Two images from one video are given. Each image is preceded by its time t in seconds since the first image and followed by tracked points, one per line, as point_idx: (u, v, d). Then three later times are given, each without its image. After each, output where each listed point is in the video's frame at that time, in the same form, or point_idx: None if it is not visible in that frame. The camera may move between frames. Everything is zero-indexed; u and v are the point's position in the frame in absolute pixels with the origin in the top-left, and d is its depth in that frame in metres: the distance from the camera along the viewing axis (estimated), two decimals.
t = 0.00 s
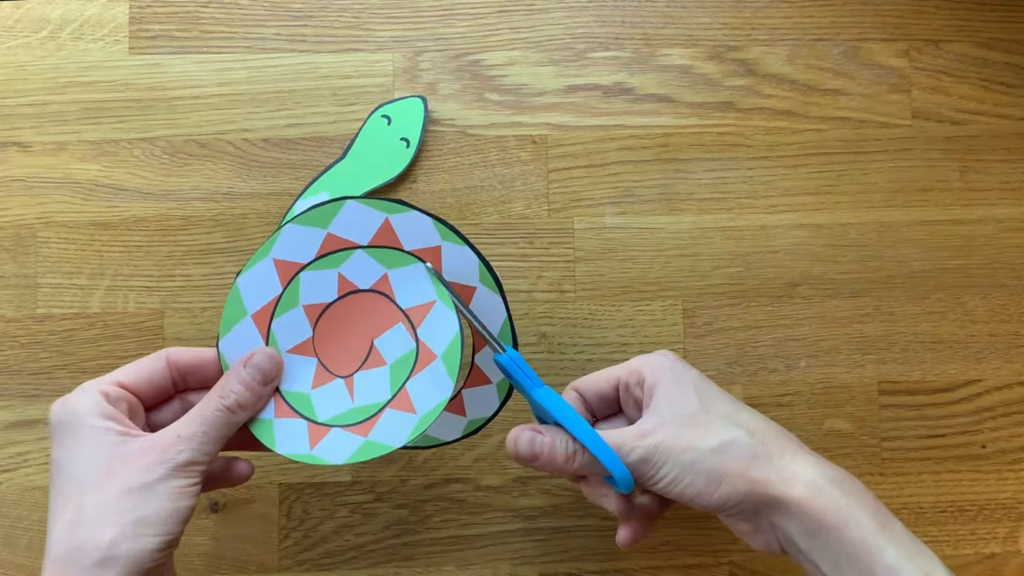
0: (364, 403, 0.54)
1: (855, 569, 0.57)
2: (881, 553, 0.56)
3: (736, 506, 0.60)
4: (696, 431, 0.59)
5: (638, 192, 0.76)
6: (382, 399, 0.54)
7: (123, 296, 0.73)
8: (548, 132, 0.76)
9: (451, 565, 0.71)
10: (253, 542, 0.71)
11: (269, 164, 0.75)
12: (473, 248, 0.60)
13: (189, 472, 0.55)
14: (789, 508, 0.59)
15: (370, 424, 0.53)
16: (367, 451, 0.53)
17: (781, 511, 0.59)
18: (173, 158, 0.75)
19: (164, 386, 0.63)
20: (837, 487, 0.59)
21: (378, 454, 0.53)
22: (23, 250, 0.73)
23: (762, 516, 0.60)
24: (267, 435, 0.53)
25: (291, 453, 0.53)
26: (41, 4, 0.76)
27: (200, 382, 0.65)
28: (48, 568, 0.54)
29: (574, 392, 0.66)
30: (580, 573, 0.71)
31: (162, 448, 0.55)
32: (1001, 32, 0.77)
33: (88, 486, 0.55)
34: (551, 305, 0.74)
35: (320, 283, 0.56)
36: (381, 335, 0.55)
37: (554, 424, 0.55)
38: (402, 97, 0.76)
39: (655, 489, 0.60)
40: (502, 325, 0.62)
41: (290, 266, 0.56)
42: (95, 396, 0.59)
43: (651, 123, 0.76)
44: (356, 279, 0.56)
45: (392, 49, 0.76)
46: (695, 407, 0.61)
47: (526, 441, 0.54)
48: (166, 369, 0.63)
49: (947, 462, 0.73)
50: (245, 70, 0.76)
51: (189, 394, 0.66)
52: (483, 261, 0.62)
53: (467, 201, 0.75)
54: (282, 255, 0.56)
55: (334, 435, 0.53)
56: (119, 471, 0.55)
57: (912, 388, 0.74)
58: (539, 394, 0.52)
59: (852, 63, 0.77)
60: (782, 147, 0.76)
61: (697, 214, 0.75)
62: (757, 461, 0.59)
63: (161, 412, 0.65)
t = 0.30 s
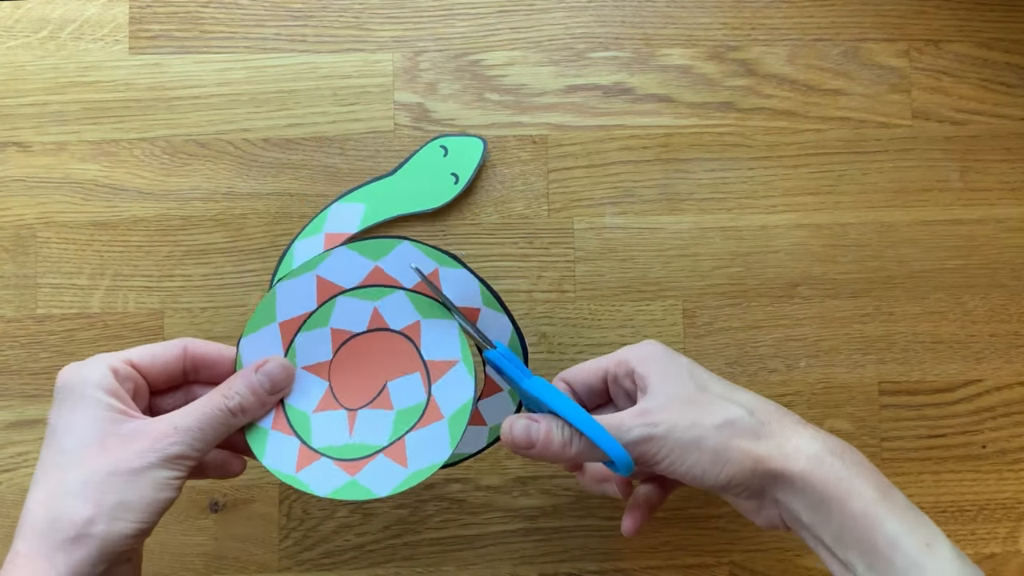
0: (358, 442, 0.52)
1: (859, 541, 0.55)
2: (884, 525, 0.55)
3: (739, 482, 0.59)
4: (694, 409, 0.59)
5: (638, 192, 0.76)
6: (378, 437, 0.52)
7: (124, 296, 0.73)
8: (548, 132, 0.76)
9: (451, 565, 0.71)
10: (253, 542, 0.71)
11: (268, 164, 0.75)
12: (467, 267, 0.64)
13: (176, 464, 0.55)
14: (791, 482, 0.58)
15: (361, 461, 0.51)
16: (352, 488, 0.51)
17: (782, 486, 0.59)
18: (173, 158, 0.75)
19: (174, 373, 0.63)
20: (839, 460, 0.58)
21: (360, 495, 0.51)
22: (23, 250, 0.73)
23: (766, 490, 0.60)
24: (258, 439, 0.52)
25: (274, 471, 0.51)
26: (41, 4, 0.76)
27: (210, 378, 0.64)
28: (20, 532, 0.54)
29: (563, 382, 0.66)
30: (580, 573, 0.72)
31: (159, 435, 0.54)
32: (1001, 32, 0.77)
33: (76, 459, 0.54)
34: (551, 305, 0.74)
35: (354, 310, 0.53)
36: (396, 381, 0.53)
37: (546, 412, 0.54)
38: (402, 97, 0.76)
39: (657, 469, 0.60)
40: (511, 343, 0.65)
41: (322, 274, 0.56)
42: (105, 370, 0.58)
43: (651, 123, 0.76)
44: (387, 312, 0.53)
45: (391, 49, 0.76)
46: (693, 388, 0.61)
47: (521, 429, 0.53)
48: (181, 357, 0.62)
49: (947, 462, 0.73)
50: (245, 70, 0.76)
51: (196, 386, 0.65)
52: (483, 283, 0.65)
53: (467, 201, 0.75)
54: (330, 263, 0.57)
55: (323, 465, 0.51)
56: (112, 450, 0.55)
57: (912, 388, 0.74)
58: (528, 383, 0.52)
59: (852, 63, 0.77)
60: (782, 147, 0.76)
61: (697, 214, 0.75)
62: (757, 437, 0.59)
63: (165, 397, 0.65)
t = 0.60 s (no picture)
0: (305, 433, 0.51)
1: (855, 550, 0.56)
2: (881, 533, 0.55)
3: (734, 494, 0.60)
4: (685, 421, 0.59)
5: (638, 192, 0.76)
6: (327, 432, 0.51)
7: (124, 296, 0.73)
8: (548, 132, 0.76)
9: (451, 565, 0.71)
10: (253, 542, 0.71)
11: (268, 164, 0.75)
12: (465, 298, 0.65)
13: (143, 428, 0.54)
14: (786, 492, 0.58)
15: (302, 454, 0.50)
16: (285, 479, 0.50)
17: (777, 495, 0.59)
18: (173, 158, 0.75)
19: (142, 338, 0.64)
20: (834, 468, 0.58)
21: (292, 485, 0.50)
22: (23, 250, 0.73)
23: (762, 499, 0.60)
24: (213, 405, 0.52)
25: (218, 440, 0.51)
26: (41, 4, 0.76)
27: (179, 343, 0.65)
28: None
29: (559, 396, 0.66)
30: (580, 573, 0.72)
31: (124, 398, 0.54)
32: (1001, 32, 0.77)
33: (42, 422, 0.54)
34: (551, 305, 0.74)
35: (344, 305, 0.54)
36: (363, 386, 0.52)
37: (544, 434, 0.55)
38: (402, 97, 0.76)
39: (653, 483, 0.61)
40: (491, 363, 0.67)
41: (324, 259, 0.57)
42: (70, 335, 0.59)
43: (651, 123, 0.76)
44: (374, 315, 0.53)
45: (391, 49, 0.76)
46: (686, 397, 0.61)
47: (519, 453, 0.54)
48: (147, 321, 0.63)
49: (947, 462, 0.73)
50: (244, 70, 0.76)
51: (163, 351, 0.66)
52: (477, 314, 0.67)
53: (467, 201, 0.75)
54: (332, 252, 0.58)
55: (265, 448, 0.50)
56: (77, 414, 0.54)
57: (912, 388, 0.74)
58: (525, 404, 0.51)
59: (852, 63, 0.77)
60: (783, 147, 0.76)
61: (697, 214, 0.75)
62: (751, 447, 0.59)
63: (132, 362, 0.66)
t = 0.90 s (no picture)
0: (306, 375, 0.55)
1: (818, 555, 0.57)
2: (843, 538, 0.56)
3: (704, 490, 0.59)
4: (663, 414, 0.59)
5: (638, 192, 0.76)
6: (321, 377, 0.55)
7: (124, 296, 0.73)
8: (549, 132, 0.76)
9: (451, 565, 0.71)
10: (253, 542, 0.71)
11: (269, 164, 0.75)
12: (466, 241, 0.60)
13: (192, 498, 0.54)
14: (754, 493, 0.58)
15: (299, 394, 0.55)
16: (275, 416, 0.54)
17: (746, 497, 0.59)
18: (173, 158, 0.75)
19: (181, 410, 0.62)
20: (801, 474, 0.59)
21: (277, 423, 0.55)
22: (23, 250, 0.73)
23: (730, 499, 0.60)
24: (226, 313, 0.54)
25: (224, 352, 0.55)
26: (41, 4, 0.76)
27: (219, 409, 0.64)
28: None
29: (539, 364, 0.64)
30: (580, 573, 0.71)
31: (170, 470, 0.54)
32: (1001, 32, 0.77)
33: (92, 504, 0.53)
34: (551, 305, 0.74)
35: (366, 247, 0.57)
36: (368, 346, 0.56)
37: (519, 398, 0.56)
38: (402, 97, 0.76)
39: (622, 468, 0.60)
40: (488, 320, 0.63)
41: (376, 212, 0.58)
42: (109, 413, 0.58)
43: (651, 123, 0.76)
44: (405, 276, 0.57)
45: (391, 49, 0.76)
46: (666, 390, 0.60)
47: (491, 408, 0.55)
48: (185, 395, 0.62)
49: (947, 462, 0.73)
50: (244, 70, 0.76)
51: (204, 416, 0.64)
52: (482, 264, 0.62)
53: (467, 201, 0.75)
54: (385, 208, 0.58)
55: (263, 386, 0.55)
56: (126, 491, 0.53)
57: (912, 388, 0.74)
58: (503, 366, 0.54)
59: (852, 63, 0.77)
60: (783, 147, 0.76)
61: (697, 214, 0.75)
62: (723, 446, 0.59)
63: (173, 435, 0.63)
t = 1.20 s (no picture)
0: (308, 376, 0.53)
1: (836, 531, 0.56)
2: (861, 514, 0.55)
3: (720, 472, 0.59)
4: (678, 396, 0.59)
5: (638, 192, 0.76)
6: (322, 379, 0.53)
7: (124, 296, 0.73)
8: (549, 132, 0.76)
9: (451, 565, 0.71)
10: (253, 542, 0.71)
11: (269, 164, 0.75)
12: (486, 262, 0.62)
13: (175, 487, 0.53)
14: (770, 472, 0.58)
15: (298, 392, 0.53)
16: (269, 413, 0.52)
17: (764, 476, 0.59)
18: (173, 158, 0.75)
19: (176, 398, 0.62)
20: (817, 450, 0.58)
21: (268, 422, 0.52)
22: (23, 250, 0.73)
23: (747, 479, 0.60)
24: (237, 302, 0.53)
25: (230, 340, 0.52)
26: (41, 4, 0.76)
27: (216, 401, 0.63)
28: (15, 560, 0.52)
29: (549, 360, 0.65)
30: (580, 573, 0.71)
31: (156, 457, 0.53)
32: (1001, 32, 0.77)
33: (73, 484, 0.52)
34: (551, 305, 0.73)
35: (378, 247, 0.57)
36: (374, 353, 0.54)
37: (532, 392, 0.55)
38: (402, 97, 0.76)
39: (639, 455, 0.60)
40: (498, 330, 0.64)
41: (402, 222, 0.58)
42: (102, 393, 0.57)
43: (652, 123, 0.76)
44: (421, 290, 0.55)
45: (391, 49, 0.76)
46: (679, 373, 0.61)
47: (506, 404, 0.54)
48: (182, 382, 0.61)
49: (947, 462, 0.73)
50: (245, 70, 0.76)
51: (199, 406, 0.63)
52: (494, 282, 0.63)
53: (467, 200, 0.75)
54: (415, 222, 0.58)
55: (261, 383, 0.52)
56: (108, 473, 0.52)
57: (912, 388, 0.74)
58: (515, 361, 0.52)
59: (852, 63, 0.77)
60: (783, 147, 0.76)
61: (697, 214, 0.75)
62: (738, 427, 0.59)
63: (167, 422, 0.63)
